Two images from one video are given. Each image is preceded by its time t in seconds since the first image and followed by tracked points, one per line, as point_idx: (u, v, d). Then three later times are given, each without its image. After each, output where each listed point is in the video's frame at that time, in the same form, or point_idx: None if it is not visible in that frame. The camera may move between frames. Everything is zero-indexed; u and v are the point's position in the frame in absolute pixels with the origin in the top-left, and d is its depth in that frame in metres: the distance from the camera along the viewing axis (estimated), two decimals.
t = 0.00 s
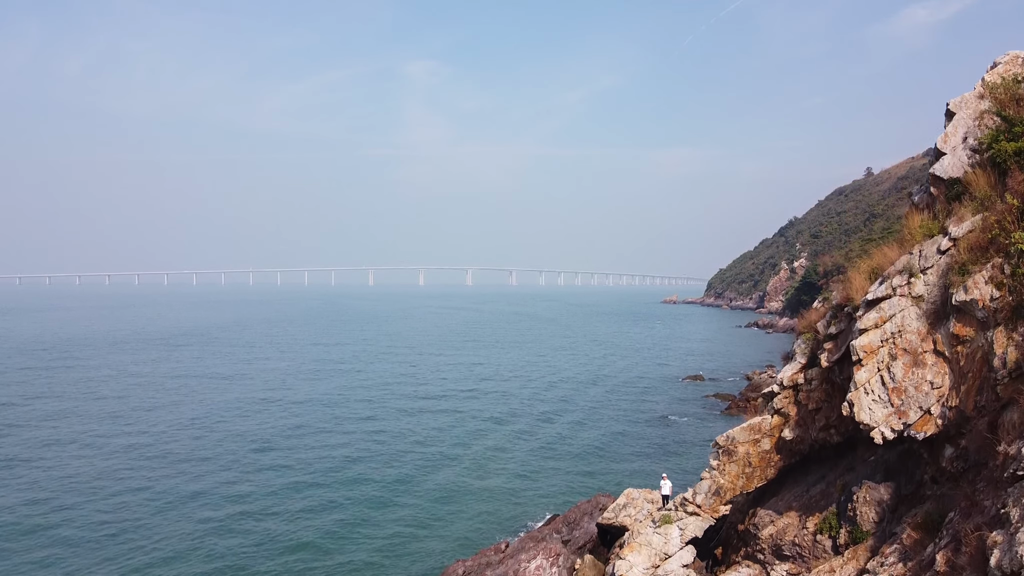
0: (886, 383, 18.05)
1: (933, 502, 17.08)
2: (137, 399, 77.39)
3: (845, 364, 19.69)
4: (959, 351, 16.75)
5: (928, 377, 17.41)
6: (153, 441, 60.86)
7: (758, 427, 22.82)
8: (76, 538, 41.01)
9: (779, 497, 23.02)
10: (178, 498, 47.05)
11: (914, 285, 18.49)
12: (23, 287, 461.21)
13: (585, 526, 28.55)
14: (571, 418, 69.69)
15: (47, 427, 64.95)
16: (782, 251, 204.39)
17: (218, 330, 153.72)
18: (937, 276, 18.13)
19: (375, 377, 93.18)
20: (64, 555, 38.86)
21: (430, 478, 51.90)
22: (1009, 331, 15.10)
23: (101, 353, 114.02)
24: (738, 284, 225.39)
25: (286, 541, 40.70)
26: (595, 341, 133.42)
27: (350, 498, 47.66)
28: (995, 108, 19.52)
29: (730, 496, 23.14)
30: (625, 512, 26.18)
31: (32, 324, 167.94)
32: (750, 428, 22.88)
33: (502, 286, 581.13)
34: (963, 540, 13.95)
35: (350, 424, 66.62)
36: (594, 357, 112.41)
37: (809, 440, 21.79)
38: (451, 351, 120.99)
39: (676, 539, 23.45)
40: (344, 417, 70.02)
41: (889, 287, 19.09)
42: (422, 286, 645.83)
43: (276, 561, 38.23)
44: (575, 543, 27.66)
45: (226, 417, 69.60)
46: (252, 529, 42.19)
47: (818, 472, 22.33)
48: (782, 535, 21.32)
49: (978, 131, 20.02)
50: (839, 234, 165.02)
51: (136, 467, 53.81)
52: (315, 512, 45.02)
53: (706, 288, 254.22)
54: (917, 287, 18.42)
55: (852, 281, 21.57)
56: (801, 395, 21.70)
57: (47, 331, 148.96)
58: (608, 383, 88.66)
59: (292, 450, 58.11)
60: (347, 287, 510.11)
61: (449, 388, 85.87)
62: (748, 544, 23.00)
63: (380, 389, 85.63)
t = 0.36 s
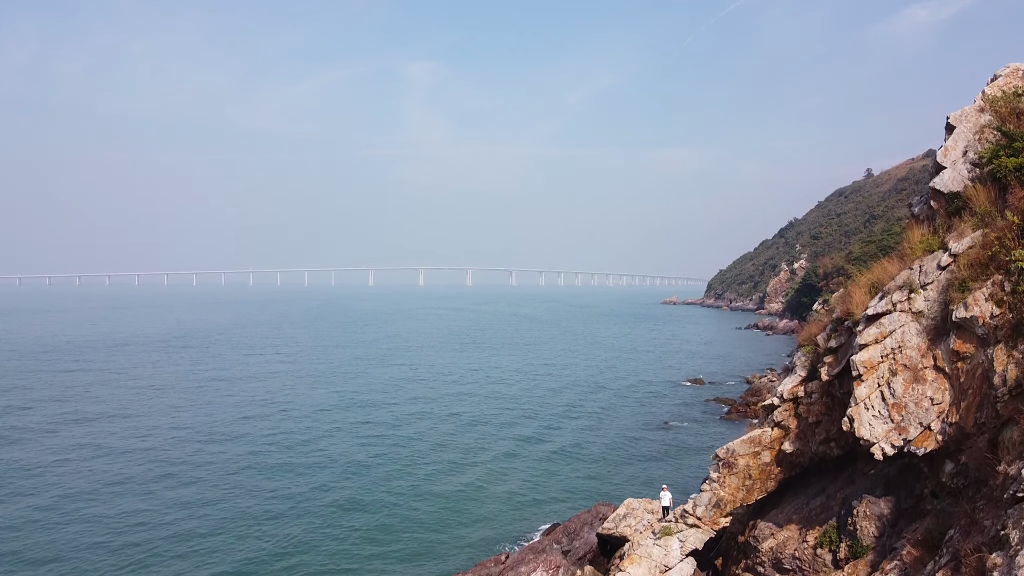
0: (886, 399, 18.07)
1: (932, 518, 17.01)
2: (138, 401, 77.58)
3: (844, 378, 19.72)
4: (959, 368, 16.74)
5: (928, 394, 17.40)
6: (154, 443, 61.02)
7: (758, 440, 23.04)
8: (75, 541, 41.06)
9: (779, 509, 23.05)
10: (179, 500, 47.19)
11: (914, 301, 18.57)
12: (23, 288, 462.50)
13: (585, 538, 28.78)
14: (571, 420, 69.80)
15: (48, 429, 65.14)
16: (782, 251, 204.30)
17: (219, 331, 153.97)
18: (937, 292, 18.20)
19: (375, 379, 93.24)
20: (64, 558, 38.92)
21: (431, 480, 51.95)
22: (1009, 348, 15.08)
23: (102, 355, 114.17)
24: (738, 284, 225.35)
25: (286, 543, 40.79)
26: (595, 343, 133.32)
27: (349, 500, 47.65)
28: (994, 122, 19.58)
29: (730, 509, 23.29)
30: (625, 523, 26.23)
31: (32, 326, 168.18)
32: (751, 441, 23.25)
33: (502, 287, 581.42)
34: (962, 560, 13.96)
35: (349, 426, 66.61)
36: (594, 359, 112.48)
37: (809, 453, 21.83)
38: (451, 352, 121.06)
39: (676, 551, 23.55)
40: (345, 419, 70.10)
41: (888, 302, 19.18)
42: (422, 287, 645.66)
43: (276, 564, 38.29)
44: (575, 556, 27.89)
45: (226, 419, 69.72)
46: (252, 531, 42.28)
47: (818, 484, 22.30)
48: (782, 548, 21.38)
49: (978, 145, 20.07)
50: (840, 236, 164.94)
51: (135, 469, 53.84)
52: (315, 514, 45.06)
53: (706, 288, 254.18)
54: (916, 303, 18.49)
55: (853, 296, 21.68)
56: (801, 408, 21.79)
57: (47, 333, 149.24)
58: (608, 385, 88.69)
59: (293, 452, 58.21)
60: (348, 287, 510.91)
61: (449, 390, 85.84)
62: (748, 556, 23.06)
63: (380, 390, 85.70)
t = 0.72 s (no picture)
0: (887, 403, 18.05)
1: (932, 522, 16.98)
2: (139, 401, 77.67)
3: (844, 381, 19.74)
4: (960, 371, 16.72)
5: (928, 397, 17.40)
6: (154, 443, 61.09)
7: (758, 443, 23.04)
8: (75, 541, 41.03)
9: (779, 512, 23.04)
10: (179, 500, 47.28)
11: (914, 304, 18.57)
12: (25, 287, 463.92)
13: (585, 541, 28.76)
14: (571, 420, 69.88)
15: (48, 428, 65.22)
16: (782, 251, 204.42)
17: (219, 331, 154.23)
18: (938, 295, 18.20)
19: (375, 379, 93.33)
20: (64, 558, 39.00)
21: (431, 480, 51.99)
22: (1009, 352, 15.06)
23: (103, 355, 114.30)
24: (738, 284, 225.50)
25: (286, 543, 40.86)
26: (595, 343, 133.45)
27: (349, 500, 47.67)
28: (994, 126, 19.60)
29: (730, 511, 23.34)
30: (626, 525, 26.19)
31: (33, 326, 168.59)
32: (751, 443, 23.21)
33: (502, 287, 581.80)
34: (963, 564, 13.95)
35: (349, 426, 66.69)
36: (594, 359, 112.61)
37: (809, 456, 21.82)
38: (451, 352, 121.22)
39: (676, 554, 23.49)
40: (345, 419, 70.20)
41: (889, 305, 19.18)
42: (422, 287, 645.62)
43: (275, 563, 38.31)
44: (575, 558, 27.86)
45: (226, 419, 69.79)
46: (252, 531, 42.34)
47: (818, 487, 22.28)
48: (782, 551, 21.38)
49: (978, 148, 20.08)
50: (839, 236, 165.20)
51: (135, 469, 53.85)
52: (315, 514, 45.10)
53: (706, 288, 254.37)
54: (917, 306, 18.50)
55: (853, 299, 21.72)
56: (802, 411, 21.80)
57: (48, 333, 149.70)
58: (608, 385, 88.78)
59: (292, 452, 58.25)
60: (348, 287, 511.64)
61: (449, 390, 85.91)
62: (748, 559, 23.09)
63: (380, 390, 85.78)
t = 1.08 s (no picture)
0: (888, 403, 18.03)
1: (932, 522, 16.96)
2: (138, 401, 77.67)
3: (844, 381, 19.72)
4: (960, 371, 16.70)
5: (929, 397, 17.38)
6: (154, 443, 61.08)
7: (758, 443, 23.04)
8: (75, 541, 41.02)
9: (779, 512, 23.03)
10: (179, 500, 47.27)
11: (915, 304, 18.56)
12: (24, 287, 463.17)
13: (585, 541, 28.71)
14: (570, 420, 69.89)
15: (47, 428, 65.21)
16: (782, 251, 204.37)
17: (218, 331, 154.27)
18: (938, 295, 18.18)
19: (375, 379, 93.36)
20: (64, 557, 39.00)
21: (430, 480, 51.96)
22: (1010, 352, 15.04)
23: (102, 355, 114.29)
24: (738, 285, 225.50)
25: (285, 542, 40.84)
26: (595, 343, 133.48)
27: (349, 499, 47.68)
28: (995, 126, 19.57)
29: (730, 511, 23.34)
30: (626, 525, 26.17)
31: (32, 326, 168.66)
32: (751, 444, 23.21)
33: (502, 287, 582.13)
34: (963, 564, 13.95)
35: (349, 426, 66.69)
36: (594, 359, 112.63)
37: (809, 456, 21.81)
38: (451, 352, 121.26)
39: (676, 554, 23.45)
40: (345, 418, 70.19)
41: (889, 306, 19.16)
42: (422, 287, 646.44)
43: (275, 564, 38.26)
44: (575, 558, 27.82)
45: (225, 419, 69.75)
46: (251, 531, 42.35)
47: (819, 487, 22.25)
48: (782, 551, 21.38)
49: (979, 148, 20.06)
50: (839, 236, 165.33)
51: (135, 469, 53.85)
52: (315, 514, 45.09)
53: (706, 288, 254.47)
54: (917, 306, 18.48)
55: (853, 300, 21.74)
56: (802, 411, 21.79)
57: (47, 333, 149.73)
58: (608, 385, 88.80)
59: (292, 452, 58.22)
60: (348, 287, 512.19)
61: (449, 390, 85.87)
62: (748, 559, 23.08)
63: (379, 390, 85.79)
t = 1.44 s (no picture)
0: (888, 402, 18.03)
1: (932, 522, 16.94)
2: (138, 401, 77.67)
3: (844, 381, 19.72)
4: (960, 370, 16.70)
5: (929, 397, 17.36)
6: (154, 443, 61.09)
7: (758, 442, 23.08)
8: (75, 540, 41.05)
9: (779, 512, 23.02)
10: (179, 499, 47.31)
11: (915, 303, 18.55)
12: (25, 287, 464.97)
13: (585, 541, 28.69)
14: (570, 420, 69.91)
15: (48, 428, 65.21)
16: (782, 251, 204.35)
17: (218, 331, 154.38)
18: (938, 295, 18.19)
19: (375, 379, 93.40)
20: (64, 557, 39.01)
21: (431, 480, 51.95)
22: (1009, 352, 15.02)
23: (102, 355, 114.38)
24: (738, 285, 225.49)
25: (285, 542, 40.85)
26: (595, 343, 133.49)
27: (349, 499, 47.68)
28: (995, 125, 19.58)
29: (730, 510, 23.35)
30: (626, 525, 26.15)
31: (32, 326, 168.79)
32: (751, 443, 23.28)
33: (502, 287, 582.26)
34: (963, 563, 13.95)
35: (350, 426, 66.72)
36: (594, 359, 112.67)
37: (810, 455, 21.80)
38: (451, 352, 121.28)
39: (676, 553, 23.44)
40: (345, 418, 70.18)
41: (890, 305, 19.16)
42: (422, 287, 646.95)
43: (275, 563, 38.29)
44: (575, 557, 27.79)
45: (225, 419, 69.74)
46: (252, 530, 42.38)
47: (819, 487, 22.24)
48: (782, 551, 21.38)
49: (979, 147, 20.06)
50: (839, 236, 165.43)
51: (135, 468, 53.87)
52: (315, 513, 45.12)
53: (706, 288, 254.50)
54: (918, 305, 18.48)
55: (852, 300, 21.76)
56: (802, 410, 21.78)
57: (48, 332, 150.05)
58: (608, 385, 88.85)
59: (292, 452, 58.22)
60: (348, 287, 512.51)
61: (449, 390, 85.87)
62: (748, 559, 23.07)
63: (379, 390, 85.84)
